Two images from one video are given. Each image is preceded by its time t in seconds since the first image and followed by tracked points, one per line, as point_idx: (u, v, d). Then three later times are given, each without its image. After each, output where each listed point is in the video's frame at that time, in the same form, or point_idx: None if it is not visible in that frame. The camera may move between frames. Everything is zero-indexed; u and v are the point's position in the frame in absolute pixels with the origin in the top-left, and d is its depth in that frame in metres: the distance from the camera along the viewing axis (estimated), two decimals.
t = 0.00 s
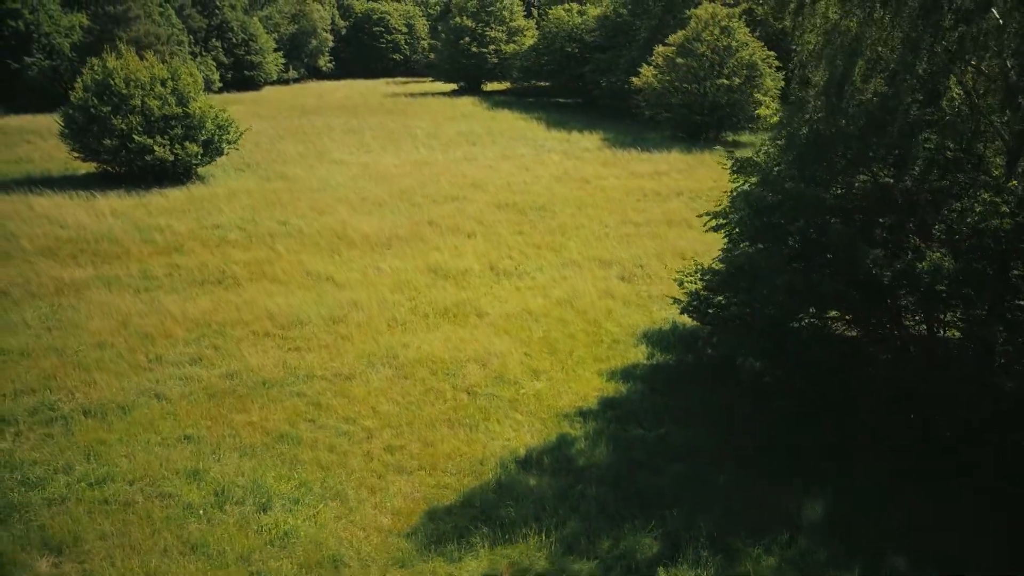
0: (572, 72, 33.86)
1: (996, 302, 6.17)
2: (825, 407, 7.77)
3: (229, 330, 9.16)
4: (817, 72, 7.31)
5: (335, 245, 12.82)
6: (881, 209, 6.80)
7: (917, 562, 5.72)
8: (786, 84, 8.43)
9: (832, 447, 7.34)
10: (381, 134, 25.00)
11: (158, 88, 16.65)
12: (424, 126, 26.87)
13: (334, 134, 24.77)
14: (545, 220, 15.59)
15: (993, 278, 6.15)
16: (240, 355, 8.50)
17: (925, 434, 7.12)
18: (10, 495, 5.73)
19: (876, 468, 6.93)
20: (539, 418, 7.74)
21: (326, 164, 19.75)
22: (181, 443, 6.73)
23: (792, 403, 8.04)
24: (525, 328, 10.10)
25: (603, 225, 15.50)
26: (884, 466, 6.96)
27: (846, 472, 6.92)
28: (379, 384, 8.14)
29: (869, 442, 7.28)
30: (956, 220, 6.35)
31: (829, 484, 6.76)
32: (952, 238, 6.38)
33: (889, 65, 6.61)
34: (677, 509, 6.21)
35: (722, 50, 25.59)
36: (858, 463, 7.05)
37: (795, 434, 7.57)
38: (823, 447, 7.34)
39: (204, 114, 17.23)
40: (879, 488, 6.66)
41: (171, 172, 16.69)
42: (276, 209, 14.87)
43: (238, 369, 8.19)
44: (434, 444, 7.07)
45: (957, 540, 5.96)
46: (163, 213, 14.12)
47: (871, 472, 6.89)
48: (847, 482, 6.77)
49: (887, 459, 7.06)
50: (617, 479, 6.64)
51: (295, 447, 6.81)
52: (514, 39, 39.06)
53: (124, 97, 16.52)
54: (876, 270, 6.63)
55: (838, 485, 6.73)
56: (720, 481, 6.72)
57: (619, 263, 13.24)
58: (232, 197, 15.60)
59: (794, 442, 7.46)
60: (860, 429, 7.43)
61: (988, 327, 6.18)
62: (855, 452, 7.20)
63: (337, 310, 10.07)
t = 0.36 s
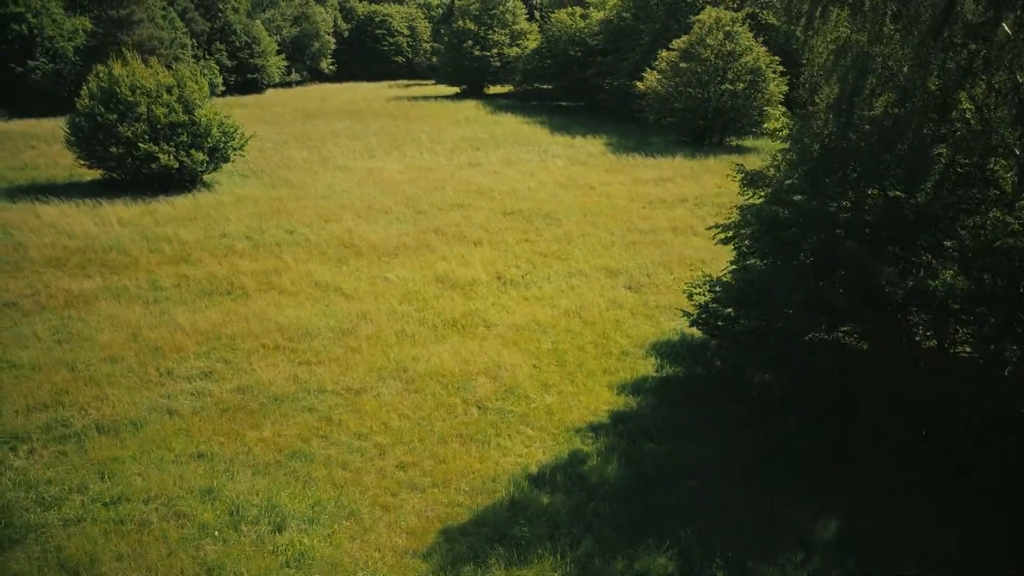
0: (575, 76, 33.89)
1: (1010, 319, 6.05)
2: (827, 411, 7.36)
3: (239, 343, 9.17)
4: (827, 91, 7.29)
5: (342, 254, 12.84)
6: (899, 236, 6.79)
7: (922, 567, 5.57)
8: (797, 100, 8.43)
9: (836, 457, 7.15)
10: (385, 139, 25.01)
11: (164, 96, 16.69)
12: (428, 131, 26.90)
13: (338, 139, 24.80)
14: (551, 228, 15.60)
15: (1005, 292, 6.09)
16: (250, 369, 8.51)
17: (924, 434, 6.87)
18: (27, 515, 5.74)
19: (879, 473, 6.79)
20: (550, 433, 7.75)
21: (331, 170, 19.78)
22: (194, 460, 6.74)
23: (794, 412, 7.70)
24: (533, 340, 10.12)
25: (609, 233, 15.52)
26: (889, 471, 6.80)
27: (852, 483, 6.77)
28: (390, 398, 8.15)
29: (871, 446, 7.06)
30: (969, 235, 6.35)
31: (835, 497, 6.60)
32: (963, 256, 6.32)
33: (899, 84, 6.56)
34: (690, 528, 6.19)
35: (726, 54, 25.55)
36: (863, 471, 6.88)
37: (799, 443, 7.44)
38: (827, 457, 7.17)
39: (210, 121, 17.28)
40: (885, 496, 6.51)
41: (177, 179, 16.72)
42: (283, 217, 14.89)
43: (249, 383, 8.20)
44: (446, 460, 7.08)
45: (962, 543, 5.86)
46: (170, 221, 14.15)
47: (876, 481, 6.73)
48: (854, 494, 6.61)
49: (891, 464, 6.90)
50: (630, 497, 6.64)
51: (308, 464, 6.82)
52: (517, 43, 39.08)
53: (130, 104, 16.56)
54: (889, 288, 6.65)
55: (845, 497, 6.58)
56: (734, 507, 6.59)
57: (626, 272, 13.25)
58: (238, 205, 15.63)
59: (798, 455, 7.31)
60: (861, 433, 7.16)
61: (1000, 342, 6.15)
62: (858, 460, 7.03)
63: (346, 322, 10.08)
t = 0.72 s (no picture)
0: (578, 79, 33.91)
1: None
2: (831, 416, 7.35)
3: (249, 356, 9.19)
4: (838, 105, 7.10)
5: (350, 263, 12.87)
6: (911, 251, 6.50)
7: None
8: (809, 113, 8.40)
9: (838, 459, 7.31)
10: (389, 144, 25.03)
11: (170, 103, 16.75)
12: (432, 135, 26.92)
13: (342, 143, 24.84)
14: (557, 235, 15.61)
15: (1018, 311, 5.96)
16: (262, 383, 8.52)
17: (925, 433, 6.91)
18: (44, 535, 5.75)
19: (882, 472, 7.06)
20: (562, 448, 7.76)
21: (336, 175, 19.80)
22: (209, 477, 6.75)
23: (799, 417, 7.74)
24: (541, 350, 10.13)
25: (615, 240, 15.52)
26: (889, 473, 7.03)
27: (854, 487, 7.01)
28: (401, 412, 8.15)
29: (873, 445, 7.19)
30: (983, 252, 6.17)
31: (837, 503, 6.85)
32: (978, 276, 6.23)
33: (911, 99, 6.35)
34: (704, 548, 6.20)
35: (730, 59, 25.56)
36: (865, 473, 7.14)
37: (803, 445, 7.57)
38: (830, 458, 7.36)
39: (215, 129, 17.34)
40: (885, 501, 6.79)
41: (183, 187, 16.75)
42: (289, 225, 14.91)
43: (260, 397, 8.20)
44: (459, 476, 7.09)
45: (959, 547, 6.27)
46: (177, 229, 14.18)
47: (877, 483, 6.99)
48: (855, 500, 6.88)
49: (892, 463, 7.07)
50: (644, 514, 6.64)
51: (322, 482, 6.82)
52: (519, 45, 39.10)
53: (136, 112, 16.60)
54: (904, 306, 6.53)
55: (847, 503, 6.84)
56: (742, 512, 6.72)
57: (633, 280, 13.25)
58: (245, 212, 15.65)
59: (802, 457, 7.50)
60: (862, 435, 7.21)
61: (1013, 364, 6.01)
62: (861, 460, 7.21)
63: (355, 334, 10.09)
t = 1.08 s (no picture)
0: (582, 82, 33.94)
1: None
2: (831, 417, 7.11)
3: (260, 368, 9.19)
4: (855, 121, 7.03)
5: (358, 272, 12.89)
6: (924, 266, 6.33)
7: None
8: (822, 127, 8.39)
9: (839, 460, 7.20)
10: (394, 148, 25.05)
11: (176, 110, 16.78)
12: (436, 138, 26.94)
13: (347, 147, 24.85)
14: (563, 242, 15.61)
15: None
16: (273, 396, 8.52)
17: (925, 433, 6.37)
18: (59, 555, 5.72)
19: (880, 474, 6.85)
20: (575, 463, 7.76)
21: (341, 181, 19.82)
22: (223, 494, 6.74)
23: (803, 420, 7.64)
24: (551, 361, 10.13)
25: (622, 247, 15.53)
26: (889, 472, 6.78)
27: (855, 488, 7.07)
28: (413, 426, 8.15)
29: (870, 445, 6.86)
30: (994, 267, 5.88)
31: (836, 504, 7.01)
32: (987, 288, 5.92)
33: (925, 112, 6.23)
34: (721, 565, 6.15)
35: (734, 64, 25.59)
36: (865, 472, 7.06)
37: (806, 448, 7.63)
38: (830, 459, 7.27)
39: (220, 135, 17.39)
40: (884, 500, 6.77)
41: (189, 194, 16.78)
42: (296, 232, 14.91)
43: (273, 411, 8.20)
44: (473, 492, 7.09)
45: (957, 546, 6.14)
46: (184, 237, 14.19)
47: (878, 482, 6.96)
48: (855, 500, 6.96)
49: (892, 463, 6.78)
50: (659, 532, 6.61)
51: (336, 498, 6.82)
52: (523, 48, 39.13)
53: (143, 119, 16.62)
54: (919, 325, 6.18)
55: (847, 504, 6.97)
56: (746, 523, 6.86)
57: (641, 289, 13.25)
58: (251, 219, 15.67)
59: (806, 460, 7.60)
60: (862, 435, 6.91)
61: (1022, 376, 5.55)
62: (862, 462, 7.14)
63: (364, 345, 10.09)
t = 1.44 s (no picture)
0: (585, 85, 33.96)
1: None
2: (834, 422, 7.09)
3: (270, 382, 9.18)
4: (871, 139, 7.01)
5: (365, 282, 12.88)
6: (938, 281, 6.47)
7: None
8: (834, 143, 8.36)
9: (840, 461, 7.36)
10: (398, 153, 25.05)
11: (182, 118, 16.79)
12: (440, 143, 26.96)
13: (351, 152, 24.86)
14: (569, 250, 15.60)
15: None
16: (283, 412, 8.51)
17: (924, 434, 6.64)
18: None
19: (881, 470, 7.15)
20: (587, 478, 7.74)
21: (346, 187, 19.82)
22: (236, 513, 6.71)
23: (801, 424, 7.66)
24: (559, 373, 10.12)
25: (628, 255, 15.52)
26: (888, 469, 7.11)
27: (856, 489, 7.33)
28: (425, 442, 8.14)
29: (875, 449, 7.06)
30: (1009, 283, 6.06)
31: (836, 505, 7.21)
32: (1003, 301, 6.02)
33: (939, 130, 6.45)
34: None
35: (738, 69, 25.53)
36: (866, 475, 7.31)
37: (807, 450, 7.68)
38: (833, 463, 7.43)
39: (226, 142, 17.39)
40: (885, 501, 7.07)
41: (195, 201, 16.78)
42: (302, 240, 14.90)
43: (284, 427, 8.19)
44: (486, 509, 7.07)
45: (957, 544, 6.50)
46: (190, 246, 14.20)
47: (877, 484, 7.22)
48: (856, 501, 7.22)
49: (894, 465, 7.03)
50: (673, 551, 6.56)
51: (350, 516, 6.80)
52: (525, 51, 39.15)
53: (148, 126, 16.62)
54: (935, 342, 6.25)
55: (847, 505, 7.20)
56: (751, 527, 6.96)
57: (648, 298, 13.23)
58: (257, 227, 15.68)
59: (806, 464, 7.73)
60: (863, 437, 7.02)
61: None
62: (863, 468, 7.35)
63: (374, 357, 10.08)
